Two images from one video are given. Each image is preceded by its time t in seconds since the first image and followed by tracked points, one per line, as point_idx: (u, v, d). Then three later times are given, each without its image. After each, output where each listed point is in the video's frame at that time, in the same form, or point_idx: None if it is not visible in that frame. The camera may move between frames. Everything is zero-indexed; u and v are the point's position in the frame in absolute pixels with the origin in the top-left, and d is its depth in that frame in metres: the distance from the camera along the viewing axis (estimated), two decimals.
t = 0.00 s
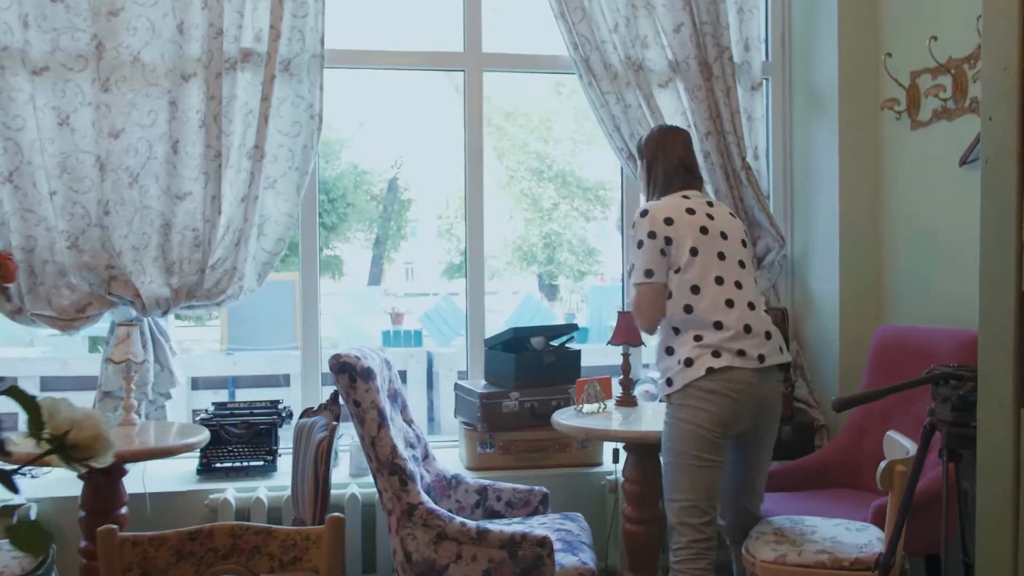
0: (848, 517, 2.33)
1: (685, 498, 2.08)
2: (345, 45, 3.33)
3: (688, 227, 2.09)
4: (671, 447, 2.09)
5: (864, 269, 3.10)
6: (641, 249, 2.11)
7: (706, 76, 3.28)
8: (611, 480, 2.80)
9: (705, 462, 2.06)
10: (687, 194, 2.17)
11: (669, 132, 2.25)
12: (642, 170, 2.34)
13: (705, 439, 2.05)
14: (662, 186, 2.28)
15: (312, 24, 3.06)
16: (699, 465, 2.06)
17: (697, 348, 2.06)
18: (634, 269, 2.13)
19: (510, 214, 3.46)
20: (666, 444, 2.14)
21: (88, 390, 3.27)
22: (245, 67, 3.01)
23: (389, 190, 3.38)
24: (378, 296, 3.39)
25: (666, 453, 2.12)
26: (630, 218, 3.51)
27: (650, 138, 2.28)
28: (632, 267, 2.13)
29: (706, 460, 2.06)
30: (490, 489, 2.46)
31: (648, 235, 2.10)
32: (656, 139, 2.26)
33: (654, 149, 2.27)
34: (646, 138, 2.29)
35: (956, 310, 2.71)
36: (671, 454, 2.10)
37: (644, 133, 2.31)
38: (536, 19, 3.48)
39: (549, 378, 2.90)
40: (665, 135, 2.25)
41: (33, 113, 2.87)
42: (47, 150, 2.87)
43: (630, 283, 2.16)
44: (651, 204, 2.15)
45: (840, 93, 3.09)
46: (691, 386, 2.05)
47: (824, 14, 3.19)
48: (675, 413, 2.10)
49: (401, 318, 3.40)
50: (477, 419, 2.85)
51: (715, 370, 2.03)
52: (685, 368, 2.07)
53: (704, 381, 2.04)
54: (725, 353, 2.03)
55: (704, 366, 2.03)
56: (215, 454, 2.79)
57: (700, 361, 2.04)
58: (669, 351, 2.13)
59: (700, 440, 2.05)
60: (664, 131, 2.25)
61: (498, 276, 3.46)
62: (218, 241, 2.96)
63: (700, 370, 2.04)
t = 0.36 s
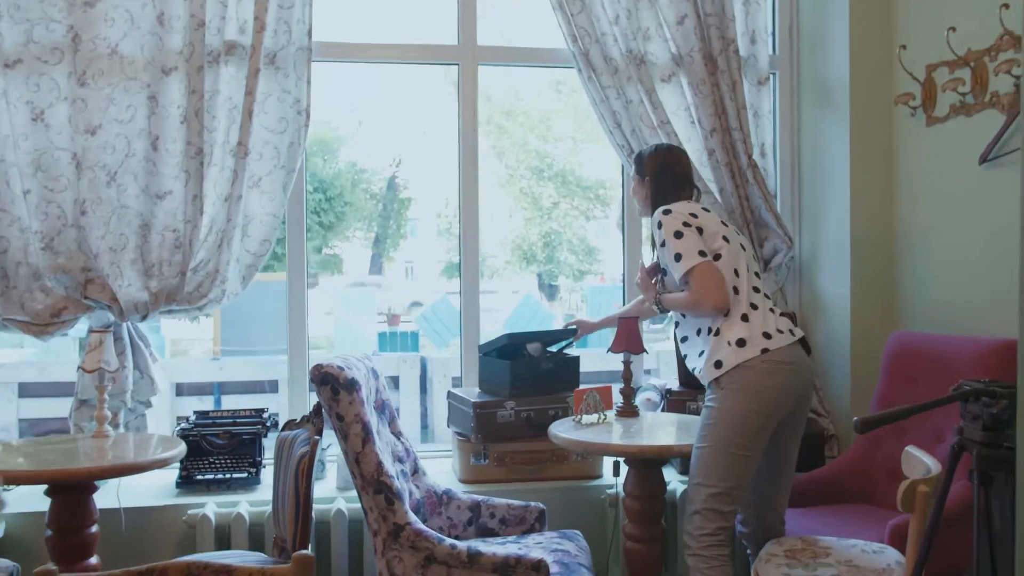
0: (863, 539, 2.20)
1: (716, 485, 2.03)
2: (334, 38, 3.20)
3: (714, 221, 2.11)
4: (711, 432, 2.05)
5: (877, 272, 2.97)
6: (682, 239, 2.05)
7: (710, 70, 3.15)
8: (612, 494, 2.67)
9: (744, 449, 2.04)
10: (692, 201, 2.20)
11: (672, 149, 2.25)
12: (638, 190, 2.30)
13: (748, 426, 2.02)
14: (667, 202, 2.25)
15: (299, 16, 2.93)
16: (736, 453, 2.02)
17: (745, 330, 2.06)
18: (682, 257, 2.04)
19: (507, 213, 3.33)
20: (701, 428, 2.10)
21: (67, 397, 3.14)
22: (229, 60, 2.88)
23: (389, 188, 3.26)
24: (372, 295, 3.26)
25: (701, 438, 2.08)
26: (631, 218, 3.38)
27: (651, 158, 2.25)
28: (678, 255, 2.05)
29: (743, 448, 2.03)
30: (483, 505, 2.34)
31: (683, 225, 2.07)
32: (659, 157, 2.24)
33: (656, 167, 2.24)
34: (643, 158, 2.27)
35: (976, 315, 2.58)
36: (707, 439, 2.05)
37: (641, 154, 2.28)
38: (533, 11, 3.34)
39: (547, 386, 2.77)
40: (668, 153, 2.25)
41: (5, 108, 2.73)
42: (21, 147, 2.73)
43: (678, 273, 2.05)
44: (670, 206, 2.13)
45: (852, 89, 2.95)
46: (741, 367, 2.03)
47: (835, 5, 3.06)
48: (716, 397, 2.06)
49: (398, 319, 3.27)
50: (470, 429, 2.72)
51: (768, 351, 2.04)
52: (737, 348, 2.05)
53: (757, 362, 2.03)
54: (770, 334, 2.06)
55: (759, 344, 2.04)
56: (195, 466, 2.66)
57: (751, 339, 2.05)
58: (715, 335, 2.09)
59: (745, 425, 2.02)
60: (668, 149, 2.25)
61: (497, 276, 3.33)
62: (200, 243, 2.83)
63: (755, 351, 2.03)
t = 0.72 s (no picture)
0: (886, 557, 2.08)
1: (745, 488, 1.90)
2: (326, 26, 3.09)
3: (719, 218, 2.00)
4: (743, 434, 1.90)
5: (895, 270, 2.84)
6: (693, 234, 1.92)
7: (719, 59, 3.03)
8: (615, 505, 2.55)
9: (776, 450, 1.91)
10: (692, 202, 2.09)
11: (669, 152, 2.13)
12: (632, 194, 2.18)
13: (777, 426, 1.89)
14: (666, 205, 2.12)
15: (289, 4, 2.81)
16: (765, 454, 1.90)
17: (766, 324, 1.93)
18: (695, 253, 1.91)
19: (511, 211, 3.20)
20: (726, 429, 1.96)
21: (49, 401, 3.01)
22: (217, 50, 2.76)
23: (392, 186, 3.14)
24: (375, 295, 3.15)
25: (727, 438, 1.94)
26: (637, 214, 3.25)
27: (646, 160, 2.13)
28: (691, 251, 1.91)
29: (773, 449, 1.90)
30: (479, 517, 2.22)
31: (692, 220, 1.94)
32: (656, 159, 2.12)
33: (654, 170, 2.12)
34: (636, 162, 2.15)
35: (1002, 312, 2.46)
36: (734, 440, 1.92)
37: (635, 157, 2.15)
38: None
39: (547, 390, 2.65)
40: (664, 155, 2.12)
41: None
42: None
43: (691, 271, 1.92)
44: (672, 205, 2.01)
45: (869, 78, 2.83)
46: (767, 365, 1.90)
47: None
48: (742, 396, 1.92)
49: (399, 318, 3.16)
50: (467, 436, 2.62)
51: (792, 344, 1.92)
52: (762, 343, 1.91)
53: (783, 357, 1.90)
54: (790, 327, 1.95)
55: (783, 338, 1.92)
56: (179, 474, 2.55)
57: (774, 333, 1.92)
58: (735, 331, 1.94)
59: (776, 426, 1.89)
60: (665, 151, 2.12)
61: (502, 274, 3.20)
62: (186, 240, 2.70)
63: (780, 344, 1.91)
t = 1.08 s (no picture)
0: None
1: (788, 505, 1.72)
2: (340, 18, 2.98)
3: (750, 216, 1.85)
4: (786, 446, 1.73)
5: (945, 269, 2.65)
6: (727, 232, 1.76)
7: (753, 47, 2.86)
8: (643, 522, 2.40)
9: (823, 462, 1.73)
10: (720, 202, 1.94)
11: (693, 152, 1.98)
12: (653, 197, 2.03)
13: (822, 436, 1.72)
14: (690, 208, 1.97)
15: None
16: (809, 467, 1.72)
17: (805, 326, 1.77)
18: (730, 251, 1.75)
19: (542, 209, 3.06)
20: (765, 441, 1.78)
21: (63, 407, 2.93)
22: (228, 44, 2.66)
23: (425, 186, 3.03)
24: (403, 294, 3.03)
25: (765, 451, 1.77)
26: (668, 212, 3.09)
27: (669, 162, 1.98)
28: (726, 248, 1.76)
29: (818, 462, 1.73)
30: (496, 534, 2.09)
31: (725, 218, 1.79)
32: (679, 160, 1.97)
33: (677, 171, 1.97)
34: (657, 163, 2.00)
35: None
36: (775, 452, 1.74)
37: (655, 158, 2.01)
38: None
39: (571, 398, 2.50)
40: (686, 153, 1.98)
41: None
42: (7, 140, 2.52)
43: (725, 271, 1.76)
44: (700, 203, 1.86)
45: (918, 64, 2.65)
46: (807, 369, 1.73)
47: None
48: (781, 404, 1.75)
49: (427, 318, 3.04)
50: (486, 446, 2.48)
51: (834, 346, 1.76)
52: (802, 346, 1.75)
53: (824, 361, 1.74)
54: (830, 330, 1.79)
55: (823, 340, 1.76)
56: (189, 484, 2.44)
57: (815, 335, 1.76)
58: (772, 333, 1.78)
59: (820, 435, 1.72)
60: (688, 151, 1.98)
61: (535, 273, 3.06)
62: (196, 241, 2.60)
63: (820, 346, 1.75)
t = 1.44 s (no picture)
0: None
1: (812, 525, 1.57)
2: (351, 12, 2.88)
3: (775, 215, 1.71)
4: (805, 462, 1.58)
5: (985, 270, 2.49)
6: (748, 232, 1.63)
7: (782, 38, 2.71)
8: (661, 538, 2.27)
9: (846, 480, 1.58)
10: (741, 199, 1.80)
11: (708, 146, 1.84)
12: (670, 195, 1.90)
13: (847, 449, 1.57)
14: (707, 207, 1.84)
15: None
16: (833, 483, 1.57)
17: (830, 333, 1.62)
18: (751, 253, 1.61)
19: (574, 209, 2.94)
20: (783, 456, 1.63)
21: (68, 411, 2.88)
22: (234, 38, 2.58)
23: (459, 186, 2.93)
24: (432, 291, 2.93)
25: (786, 466, 1.62)
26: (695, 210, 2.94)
27: (681, 158, 1.85)
28: (747, 250, 1.62)
29: (843, 478, 1.58)
30: (506, 550, 1.96)
31: (746, 217, 1.65)
32: (693, 156, 1.84)
33: (691, 168, 1.84)
34: (670, 159, 1.87)
35: None
36: (796, 468, 1.59)
37: (668, 154, 1.88)
38: None
39: (588, 407, 2.37)
40: (704, 148, 1.84)
41: None
42: (6, 137, 2.46)
43: (746, 274, 1.62)
44: (721, 201, 1.72)
45: (955, 53, 2.49)
46: (828, 378, 1.58)
47: None
48: (802, 415, 1.60)
49: (454, 320, 2.94)
50: (498, 456, 2.36)
51: (858, 355, 1.61)
52: (825, 355, 1.60)
53: (847, 370, 1.58)
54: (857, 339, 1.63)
55: (848, 348, 1.61)
56: (190, 495, 2.38)
57: (838, 342, 1.61)
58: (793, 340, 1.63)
59: (846, 449, 1.57)
60: (705, 146, 1.84)
61: (567, 275, 2.94)
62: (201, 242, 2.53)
63: (843, 355, 1.60)
